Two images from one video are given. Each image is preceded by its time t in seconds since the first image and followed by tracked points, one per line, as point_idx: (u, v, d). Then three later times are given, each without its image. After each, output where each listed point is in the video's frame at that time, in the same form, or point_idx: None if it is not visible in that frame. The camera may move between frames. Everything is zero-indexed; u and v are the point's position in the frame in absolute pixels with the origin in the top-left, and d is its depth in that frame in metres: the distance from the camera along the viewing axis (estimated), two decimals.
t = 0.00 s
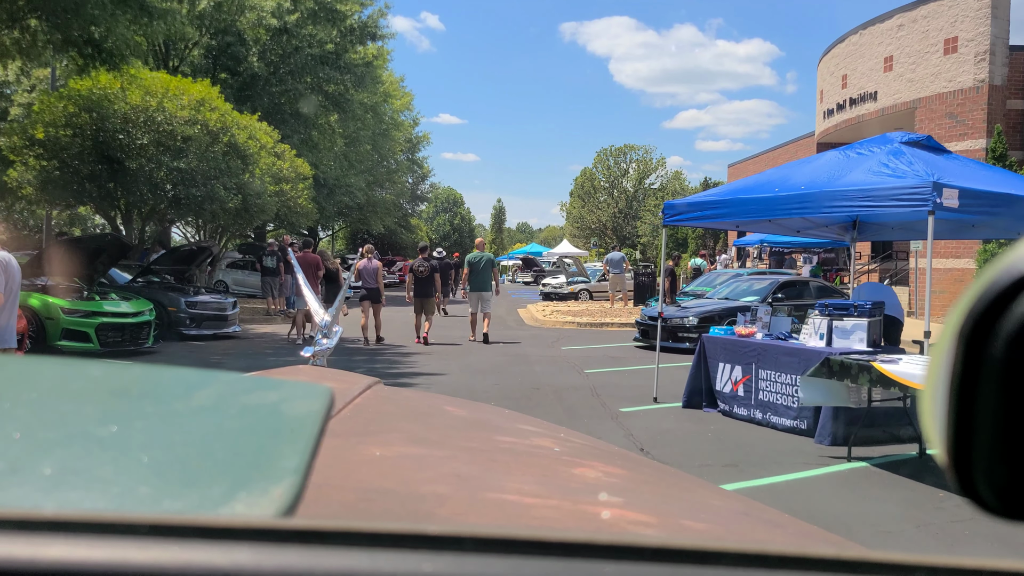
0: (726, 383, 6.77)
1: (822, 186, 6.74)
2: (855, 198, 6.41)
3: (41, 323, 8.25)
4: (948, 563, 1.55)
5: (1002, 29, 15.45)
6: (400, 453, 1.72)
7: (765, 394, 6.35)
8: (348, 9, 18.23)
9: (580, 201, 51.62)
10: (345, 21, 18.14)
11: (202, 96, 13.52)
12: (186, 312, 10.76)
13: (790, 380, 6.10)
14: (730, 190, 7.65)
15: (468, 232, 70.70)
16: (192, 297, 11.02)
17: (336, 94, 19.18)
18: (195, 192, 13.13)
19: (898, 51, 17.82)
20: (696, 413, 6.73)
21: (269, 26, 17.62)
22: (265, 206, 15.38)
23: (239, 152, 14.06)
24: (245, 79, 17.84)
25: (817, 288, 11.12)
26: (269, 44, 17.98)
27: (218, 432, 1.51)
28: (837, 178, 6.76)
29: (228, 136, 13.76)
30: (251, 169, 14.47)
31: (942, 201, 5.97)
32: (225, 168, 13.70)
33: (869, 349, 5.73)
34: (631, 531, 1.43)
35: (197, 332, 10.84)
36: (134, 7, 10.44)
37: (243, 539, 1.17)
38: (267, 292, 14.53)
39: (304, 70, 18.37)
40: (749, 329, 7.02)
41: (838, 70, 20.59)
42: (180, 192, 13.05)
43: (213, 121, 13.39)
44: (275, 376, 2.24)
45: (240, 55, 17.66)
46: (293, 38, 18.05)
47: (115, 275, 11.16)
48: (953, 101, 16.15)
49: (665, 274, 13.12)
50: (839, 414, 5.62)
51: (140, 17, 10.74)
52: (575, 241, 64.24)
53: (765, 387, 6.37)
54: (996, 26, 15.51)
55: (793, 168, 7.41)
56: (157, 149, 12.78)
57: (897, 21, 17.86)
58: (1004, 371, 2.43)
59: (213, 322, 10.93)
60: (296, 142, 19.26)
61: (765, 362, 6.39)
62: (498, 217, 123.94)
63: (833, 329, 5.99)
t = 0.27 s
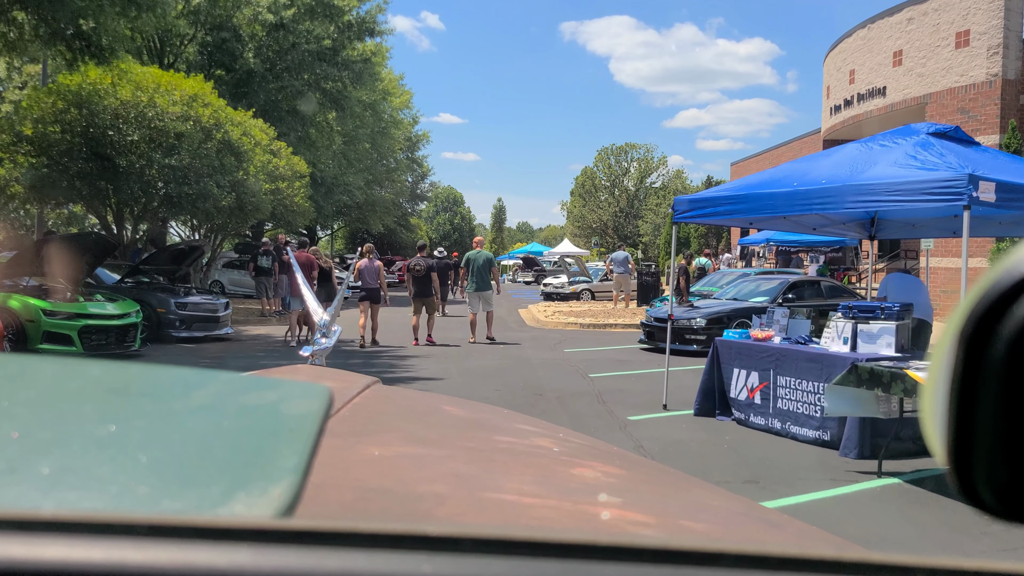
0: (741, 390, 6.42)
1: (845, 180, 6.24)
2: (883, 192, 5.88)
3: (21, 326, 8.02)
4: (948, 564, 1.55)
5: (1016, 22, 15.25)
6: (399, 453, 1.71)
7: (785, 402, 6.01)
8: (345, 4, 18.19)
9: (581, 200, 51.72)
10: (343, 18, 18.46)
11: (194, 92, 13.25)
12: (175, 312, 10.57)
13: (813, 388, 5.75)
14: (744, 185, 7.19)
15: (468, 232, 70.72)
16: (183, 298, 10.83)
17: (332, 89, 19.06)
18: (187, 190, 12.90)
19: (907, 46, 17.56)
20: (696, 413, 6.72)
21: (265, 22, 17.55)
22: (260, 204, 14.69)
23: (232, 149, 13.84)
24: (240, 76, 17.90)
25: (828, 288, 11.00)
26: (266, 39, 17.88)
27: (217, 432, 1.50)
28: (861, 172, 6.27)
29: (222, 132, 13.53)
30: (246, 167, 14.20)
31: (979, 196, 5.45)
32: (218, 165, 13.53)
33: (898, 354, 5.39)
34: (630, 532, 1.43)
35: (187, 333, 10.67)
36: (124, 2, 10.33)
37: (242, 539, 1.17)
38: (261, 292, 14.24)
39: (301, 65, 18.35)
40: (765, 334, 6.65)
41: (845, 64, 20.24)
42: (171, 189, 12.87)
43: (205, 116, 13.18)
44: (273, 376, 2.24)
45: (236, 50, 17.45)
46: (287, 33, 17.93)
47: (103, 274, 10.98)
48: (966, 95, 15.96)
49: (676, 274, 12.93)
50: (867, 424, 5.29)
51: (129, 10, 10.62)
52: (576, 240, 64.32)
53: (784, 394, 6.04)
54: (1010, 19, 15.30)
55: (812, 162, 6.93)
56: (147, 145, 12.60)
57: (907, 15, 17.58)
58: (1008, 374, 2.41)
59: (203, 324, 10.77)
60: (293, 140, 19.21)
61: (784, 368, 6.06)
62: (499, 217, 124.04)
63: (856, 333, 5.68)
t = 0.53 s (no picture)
0: (760, 398, 6.01)
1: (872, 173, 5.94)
2: (914, 185, 5.58)
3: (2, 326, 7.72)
4: (947, 564, 1.55)
5: None
6: (398, 452, 1.71)
7: (808, 411, 5.60)
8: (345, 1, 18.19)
9: (584, 200, 51.86)
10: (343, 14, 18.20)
11: (189, 87, 13.31)
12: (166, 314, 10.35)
13: (840, 396, 5.35)
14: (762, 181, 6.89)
15: (470, 232, 70.76)
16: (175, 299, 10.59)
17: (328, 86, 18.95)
18: (181, 187, 12.88)
19: (919, 40, 17.66)
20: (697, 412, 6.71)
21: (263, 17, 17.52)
22: (256, 202, 14.72)
23: (227, 145, 13.81)
24: (238, 72, 17.64)
25: (841, 288, 10.79)
26: (265, 36, 17.84)
27: (216, 431, 1.50)
28: (889, 165, 5.97)
29: (217, 129, 13.50)
30: (242, 166, 14.17)
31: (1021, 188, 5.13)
32: (213, 163, 13.44)
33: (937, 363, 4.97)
34: (629, 531, 1.43)
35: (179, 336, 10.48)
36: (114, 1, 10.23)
37: (241, 539, 1.17)
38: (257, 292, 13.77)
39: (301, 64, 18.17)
40: (786, 337, 6.18)
41: (855, 59, 20.36)
42: (165, 187, 12.81)
43: (200, 113, 13.17)
44: (272, 375, 2.24)
45: (233, 47, 17.51)
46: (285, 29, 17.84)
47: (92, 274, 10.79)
48: (981, 91, 16.01)
49: (687, 274, 12.57)
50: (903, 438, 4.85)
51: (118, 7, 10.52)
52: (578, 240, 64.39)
53: (807, 404, 5.64)
54: None
55: (835, 156, 6.63)
56: (141, 143, 12.56)
57: (920, 8, 17.67)
58: (1003, 373, 2.42)
59: (196, 326, 10.53)
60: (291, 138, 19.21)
61: (807, 375, 5.65)
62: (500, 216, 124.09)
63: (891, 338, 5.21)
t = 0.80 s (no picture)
0: (782, 408, 5.53)
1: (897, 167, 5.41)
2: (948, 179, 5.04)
3: None
4: (947, 563, 1.55)
5: None
6: (398, 452, 1.71)
7: (836, 424, 5.15)
8: None
9: (586, 200, 51.92)
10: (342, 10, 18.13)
11: (182, 83, 12.90)
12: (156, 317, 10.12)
13: (874, 408, 4.90)
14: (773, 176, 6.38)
15: (472, 232, 70.77)
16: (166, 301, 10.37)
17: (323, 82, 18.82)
18: (175, 185, 12.48)
19: (932, 35, 17.59)
20: (697, 411, 6.71)
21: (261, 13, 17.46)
22: (252, 202, 14.33)
23: (222, 141, 13.44)
24: (234, 69, 17.72)
25: (856, 289, 10.61)
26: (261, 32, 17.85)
27: (216, 432, 1.50)
28: (917, 158, 5.44)
29: (212, 126, 13.16)
30: (238, 164, 13.83)
31: None
32: (208, 161, 13.07)
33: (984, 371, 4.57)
34: (629, 531, 1.43)
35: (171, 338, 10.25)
36: None
37: (240, 539, 1.17)
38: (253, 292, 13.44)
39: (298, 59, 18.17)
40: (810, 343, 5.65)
41: (868, 55, 20.57)
42: (158, 185, 12.38)
43: (193, 109, 12.83)
44: (272, 376, 2.24)
45: (230, 44, 17.49)
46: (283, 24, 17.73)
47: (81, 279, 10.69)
48: (995, 87, 15.75)
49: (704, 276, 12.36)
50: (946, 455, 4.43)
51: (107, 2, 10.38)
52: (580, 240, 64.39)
53: (836, 416, 5.17)
54: None
55: (854, 149, 6.12)
56: (134, 139, 12.17)
57: (931, 2, 17.59)
58: (1003, 372, 2.41)
59: (187, 329, 10.28)
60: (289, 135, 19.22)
61: (835, 385, 5.19)
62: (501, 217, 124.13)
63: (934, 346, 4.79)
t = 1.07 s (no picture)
0: (810, 421, 5.18)
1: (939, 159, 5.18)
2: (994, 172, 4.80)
3: None
4: (946, 564, 1.55)
5: None
6: (398, 453, 1.72)
7: (869, 439, 4.80)
8: None
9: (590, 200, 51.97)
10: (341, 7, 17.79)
11: (176, 78, 12.69)
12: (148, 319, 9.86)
13: (911, 423, 4.54)
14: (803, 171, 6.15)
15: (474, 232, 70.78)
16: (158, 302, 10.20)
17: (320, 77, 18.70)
18: (169, 184, 12.16)
19: (946, 29, 17.52)
20: (698, 411, 6.72)
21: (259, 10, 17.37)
22: (247, 199, 14.09)
23: (217, 138, 13.19)
24: (234, 64, 17.50)
25: (872, 291, 10.59)
26: (259, 27, 17.78)
27: (216, 433, 1.50)
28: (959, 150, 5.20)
29: (207, 122, 12.93)
30: (232, 161, 13.63)
31: None
32: (203, 157, 12.80)
33: None
34: (628, 532, 1.43)
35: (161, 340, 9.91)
36: None
37: (240, 540, 1.17)
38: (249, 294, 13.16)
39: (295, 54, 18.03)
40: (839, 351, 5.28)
41: (876, 52, 20.55)
42: (152, 183, 12.05)
43: (188, 104, 12.57)
44: (272, 377, 2.24)
45: (228, 40, 17.37)
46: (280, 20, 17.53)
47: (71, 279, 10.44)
48: (1011, 81, 15.65)
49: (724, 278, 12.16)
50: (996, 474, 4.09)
51: None
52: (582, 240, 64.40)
53: (868, 431, 4.81)
54: None
55: (890, 143, 5.88)
56: (126, 136, 11.79)
57: None
58: (1004, 372, 2.41)
59: (178, 331, 9.99)
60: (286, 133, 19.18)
61: (867, 396, 4.85)
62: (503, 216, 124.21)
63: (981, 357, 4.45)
